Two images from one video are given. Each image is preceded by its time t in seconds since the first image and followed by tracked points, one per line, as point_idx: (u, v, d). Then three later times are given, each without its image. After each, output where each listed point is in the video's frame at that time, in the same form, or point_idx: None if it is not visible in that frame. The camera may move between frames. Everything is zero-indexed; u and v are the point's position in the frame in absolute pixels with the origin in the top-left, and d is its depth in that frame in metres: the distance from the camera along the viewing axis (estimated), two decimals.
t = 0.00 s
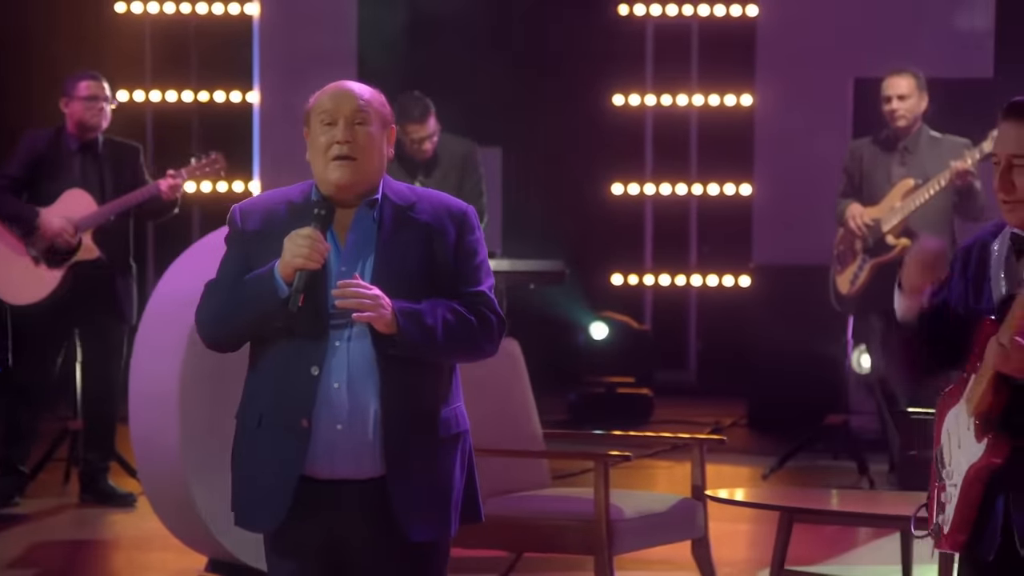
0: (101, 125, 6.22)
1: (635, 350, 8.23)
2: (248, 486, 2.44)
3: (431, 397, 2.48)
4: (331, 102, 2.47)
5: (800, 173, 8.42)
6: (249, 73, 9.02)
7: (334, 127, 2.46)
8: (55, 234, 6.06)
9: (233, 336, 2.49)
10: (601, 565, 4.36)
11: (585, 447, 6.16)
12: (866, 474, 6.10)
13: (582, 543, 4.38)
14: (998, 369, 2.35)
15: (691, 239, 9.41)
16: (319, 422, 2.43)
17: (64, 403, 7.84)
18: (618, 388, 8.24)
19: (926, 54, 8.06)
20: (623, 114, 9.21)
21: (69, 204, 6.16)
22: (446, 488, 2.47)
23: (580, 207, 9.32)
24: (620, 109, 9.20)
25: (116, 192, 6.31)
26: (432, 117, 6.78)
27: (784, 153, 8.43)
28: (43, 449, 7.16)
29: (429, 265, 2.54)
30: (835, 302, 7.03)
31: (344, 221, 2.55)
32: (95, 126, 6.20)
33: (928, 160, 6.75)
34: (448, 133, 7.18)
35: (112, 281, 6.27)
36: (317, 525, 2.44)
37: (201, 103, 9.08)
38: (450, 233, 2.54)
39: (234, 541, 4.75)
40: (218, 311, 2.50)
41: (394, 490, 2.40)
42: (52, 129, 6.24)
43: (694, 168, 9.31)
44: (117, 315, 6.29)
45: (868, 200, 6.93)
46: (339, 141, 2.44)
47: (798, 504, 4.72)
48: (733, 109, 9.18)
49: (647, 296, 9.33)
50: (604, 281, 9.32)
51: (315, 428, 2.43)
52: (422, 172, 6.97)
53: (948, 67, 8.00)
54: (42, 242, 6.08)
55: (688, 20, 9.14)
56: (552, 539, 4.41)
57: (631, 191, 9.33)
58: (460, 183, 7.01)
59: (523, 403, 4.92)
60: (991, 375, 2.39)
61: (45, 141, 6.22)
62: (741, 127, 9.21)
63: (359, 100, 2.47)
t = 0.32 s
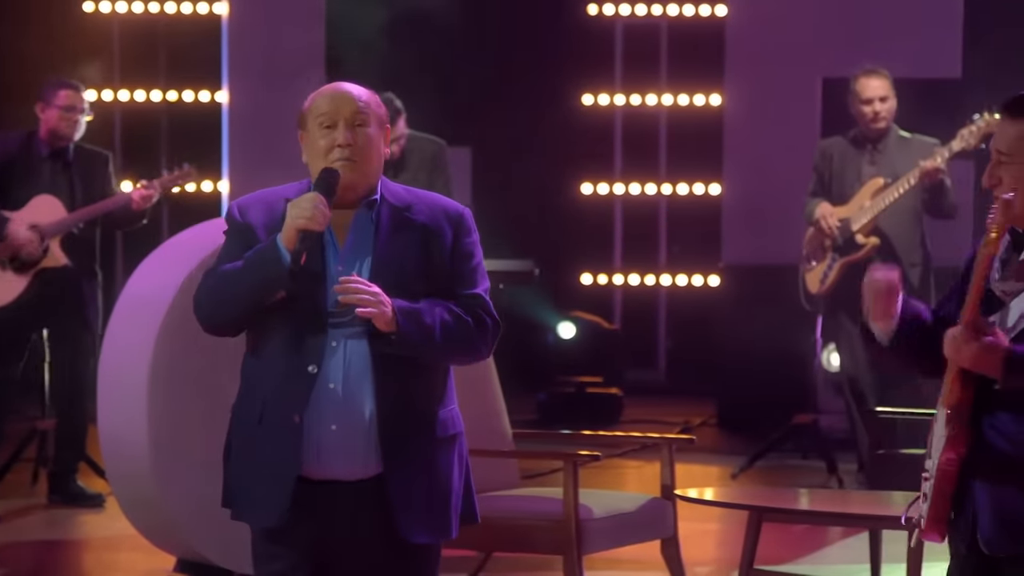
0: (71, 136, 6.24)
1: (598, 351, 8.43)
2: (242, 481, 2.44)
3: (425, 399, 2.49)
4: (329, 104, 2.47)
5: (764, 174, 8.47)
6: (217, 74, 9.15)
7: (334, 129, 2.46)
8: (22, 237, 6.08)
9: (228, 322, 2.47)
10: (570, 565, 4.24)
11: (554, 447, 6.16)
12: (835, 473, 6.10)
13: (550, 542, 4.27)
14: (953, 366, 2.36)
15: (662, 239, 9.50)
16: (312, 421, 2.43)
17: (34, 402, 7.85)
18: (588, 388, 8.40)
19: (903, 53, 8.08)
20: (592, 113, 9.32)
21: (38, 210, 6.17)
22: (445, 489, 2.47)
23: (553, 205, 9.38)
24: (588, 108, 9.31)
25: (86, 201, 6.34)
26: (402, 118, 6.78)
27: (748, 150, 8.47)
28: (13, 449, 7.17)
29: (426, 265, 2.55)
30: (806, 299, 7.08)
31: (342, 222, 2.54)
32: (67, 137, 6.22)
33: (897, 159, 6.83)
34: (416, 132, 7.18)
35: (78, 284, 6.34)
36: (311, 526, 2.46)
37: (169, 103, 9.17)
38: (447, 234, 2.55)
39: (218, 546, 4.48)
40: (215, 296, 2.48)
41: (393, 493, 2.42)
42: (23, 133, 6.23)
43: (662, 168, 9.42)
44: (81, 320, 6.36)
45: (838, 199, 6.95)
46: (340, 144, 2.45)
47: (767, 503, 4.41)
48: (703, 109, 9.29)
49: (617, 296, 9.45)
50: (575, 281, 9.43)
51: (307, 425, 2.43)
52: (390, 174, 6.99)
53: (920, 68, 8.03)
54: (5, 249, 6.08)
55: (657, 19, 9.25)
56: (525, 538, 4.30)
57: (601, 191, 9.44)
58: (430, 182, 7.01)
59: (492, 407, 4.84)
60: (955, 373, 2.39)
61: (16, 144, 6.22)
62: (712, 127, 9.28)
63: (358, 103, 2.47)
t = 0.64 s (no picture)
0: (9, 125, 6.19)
1: (563, 352, 8.46)
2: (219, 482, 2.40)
3: (402, 400, 2.46)
4: (310, 105, 2.46)
5: (727, 175, 8.18)
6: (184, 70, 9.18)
7: (315, 130, 2.45)
8: None
9: (205, 320, 2.42)
10: (536, 566, 4.23)
11: (521, 447, 6.17)
12: (800, 472, 6.11)
13: (517, 542, 4.26)
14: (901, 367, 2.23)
15: (628, 239, 9.66)
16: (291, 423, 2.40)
17: None
18: (552, 387, 8.45)
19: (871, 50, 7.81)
20: (558, 113, 9.46)
21: None
22: (419, 491, 2.45)
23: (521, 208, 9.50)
24: (555, 108, 9.44)
25: (26, 193, 6.33)
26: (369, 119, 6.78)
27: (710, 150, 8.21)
28: None
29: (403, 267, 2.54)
30: (774, 301, 7.12)
31: (322, 223, 2.52)
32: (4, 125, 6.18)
33: (863, 159, 6.82)
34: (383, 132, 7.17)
35: (21, 277, 6.32)
36: (285, 530, 2.42)
37: (135, 102, 9.22)
38: (421, 236, 2.54)
39: (183, 546, 4.47)
40: (191, 294, 2.43)
41: (370, 494, 2.40)
42: None
43: (629, 169, 9.58)
44: (24, 313, 6.36)
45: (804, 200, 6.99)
46: (323, 145, 2.44)
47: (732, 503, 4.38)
48: (670, 108, 9.45)
49: (584, 295, 9.62)
50: (541, 281, 9.58)
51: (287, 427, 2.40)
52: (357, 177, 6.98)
53: (887, 67, 7.79)
54: None
55: (623, 20, 9.34)
56: (492, 538, 4.29)
57: (566, 191, 9.61)
58: (398, 183, 7.00)
59: (459, 406, 4.76)
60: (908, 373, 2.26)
61: None
62: (679, 126, 9.46)
63: (338, 104, 2.47)
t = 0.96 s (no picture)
0: None
1: (532, 350, 8.44)
2: (187, 485, 2.39)
3: (371, 401, 2.45)
4: (277, 106, 2.46)
5: (700, 173, 8.14)
6: (154, 71, 9.47)
7: (283, 131, 2.45)
8: None
9: (174, 322, 2.41)
10: (508, 565, 4.23)
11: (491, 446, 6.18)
12: (772, 473, 6.13)
13: (489, 542, 4.26)
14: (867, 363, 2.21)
15: (600, 238, 9.63)
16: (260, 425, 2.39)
17: None
18: (526, 388, 8.39)
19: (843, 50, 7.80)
20: (531, 113, 9.53)
21: None
22: (387, 493, 2.45)
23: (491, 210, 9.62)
24: (527, 108, 9.53)
25: None
26: (342, 119, 6.79)
27: (685, 149, 8.18)
28: None
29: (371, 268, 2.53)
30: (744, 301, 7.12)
31: (291, 224, 2.52)
32: None
33: (834, 159, 6.84)
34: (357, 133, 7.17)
35: None
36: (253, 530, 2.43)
37: (106, 103, 9.52)
38: (390, 237, 2.54)
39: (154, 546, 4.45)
40: (160, 295, 2.42)
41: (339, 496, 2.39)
42: None
43: (602, 169, 9.55)
44: None
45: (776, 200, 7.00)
46: (291, 145, 2.44)
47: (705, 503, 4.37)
48: (642, 108, 9.38)
49: (556, 296, 9.63)
50: (513, 281, 9.66)
51: (257, 429, 2.39)
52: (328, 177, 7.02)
53: (862, 67, 7.78)
54: None
55: (595, 21, 9.30)
56: (464, 538, 4.29)
57: (539, 191, 9.64)
58: (373, 185, 6.99)
59: (432, 406, 4.76)
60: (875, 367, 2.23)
61: None
62: (650, 126, 9.41)
63: (305, 104, 2.47)
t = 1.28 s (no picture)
0: None
1: (511, 350, 8.44)
2: (163, 484, 2.38)
3: (348, 401, 2.45)
4: (238, 107, 2.45)
5: (681, 173, 8.15)
6: (133, 72, 9.52)
7: (244, 131, 2.44)
8: None
9: (147, 322, 2.40)
10: (488, 565, 4.22)
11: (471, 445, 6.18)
12: (751, 472, 6.13)
13: (470, 543, 4.25)
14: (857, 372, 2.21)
15: (579, 238, 9.71)
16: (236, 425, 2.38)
17: None
18: (505, 388, 8.43)
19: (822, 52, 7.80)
20: (509, 113, 9.58)
21: None
22: (365, 493, 2.45)
23: (472, 207, 9.60)
24: (507, 108, 9.57)
25: None
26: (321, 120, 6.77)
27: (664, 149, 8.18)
28: None
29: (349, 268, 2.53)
30: (721, 298, 7.13)
31: (264, 223, 2.51)
32: None
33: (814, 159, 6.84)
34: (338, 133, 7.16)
35: None
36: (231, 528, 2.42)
37: (83, 102, 9.55)
38: (368, 237, 2.54)
39: (133, 547, 4.44)
40: (134, 294, 2.41)
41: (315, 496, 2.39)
42: None
43: (579, 169, 9.64)
44: None
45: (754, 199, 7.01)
46: (252, 144, 2.43)
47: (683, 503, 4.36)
48: (620, 108, 9.51)
49: (534, 296, 9.68)
50: (493, 281, 9.66)
51: (233, 428, 2.38)
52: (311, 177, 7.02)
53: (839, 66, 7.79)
54: None
55: (573, 21, 9.40)
56: (443, 539, 4.28)
57: (517, 191, 9.68)
58: (354, 184, 6.99)
59: (411, 405, 4.76)
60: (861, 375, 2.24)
61: None
62: (628, 125, 9.52)
63: (266, 102, 2.45)
